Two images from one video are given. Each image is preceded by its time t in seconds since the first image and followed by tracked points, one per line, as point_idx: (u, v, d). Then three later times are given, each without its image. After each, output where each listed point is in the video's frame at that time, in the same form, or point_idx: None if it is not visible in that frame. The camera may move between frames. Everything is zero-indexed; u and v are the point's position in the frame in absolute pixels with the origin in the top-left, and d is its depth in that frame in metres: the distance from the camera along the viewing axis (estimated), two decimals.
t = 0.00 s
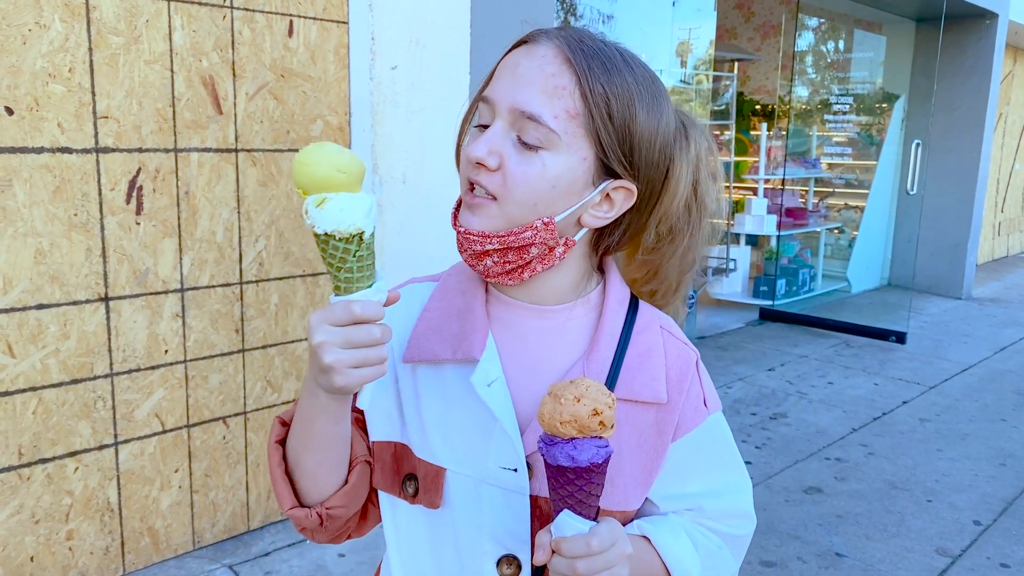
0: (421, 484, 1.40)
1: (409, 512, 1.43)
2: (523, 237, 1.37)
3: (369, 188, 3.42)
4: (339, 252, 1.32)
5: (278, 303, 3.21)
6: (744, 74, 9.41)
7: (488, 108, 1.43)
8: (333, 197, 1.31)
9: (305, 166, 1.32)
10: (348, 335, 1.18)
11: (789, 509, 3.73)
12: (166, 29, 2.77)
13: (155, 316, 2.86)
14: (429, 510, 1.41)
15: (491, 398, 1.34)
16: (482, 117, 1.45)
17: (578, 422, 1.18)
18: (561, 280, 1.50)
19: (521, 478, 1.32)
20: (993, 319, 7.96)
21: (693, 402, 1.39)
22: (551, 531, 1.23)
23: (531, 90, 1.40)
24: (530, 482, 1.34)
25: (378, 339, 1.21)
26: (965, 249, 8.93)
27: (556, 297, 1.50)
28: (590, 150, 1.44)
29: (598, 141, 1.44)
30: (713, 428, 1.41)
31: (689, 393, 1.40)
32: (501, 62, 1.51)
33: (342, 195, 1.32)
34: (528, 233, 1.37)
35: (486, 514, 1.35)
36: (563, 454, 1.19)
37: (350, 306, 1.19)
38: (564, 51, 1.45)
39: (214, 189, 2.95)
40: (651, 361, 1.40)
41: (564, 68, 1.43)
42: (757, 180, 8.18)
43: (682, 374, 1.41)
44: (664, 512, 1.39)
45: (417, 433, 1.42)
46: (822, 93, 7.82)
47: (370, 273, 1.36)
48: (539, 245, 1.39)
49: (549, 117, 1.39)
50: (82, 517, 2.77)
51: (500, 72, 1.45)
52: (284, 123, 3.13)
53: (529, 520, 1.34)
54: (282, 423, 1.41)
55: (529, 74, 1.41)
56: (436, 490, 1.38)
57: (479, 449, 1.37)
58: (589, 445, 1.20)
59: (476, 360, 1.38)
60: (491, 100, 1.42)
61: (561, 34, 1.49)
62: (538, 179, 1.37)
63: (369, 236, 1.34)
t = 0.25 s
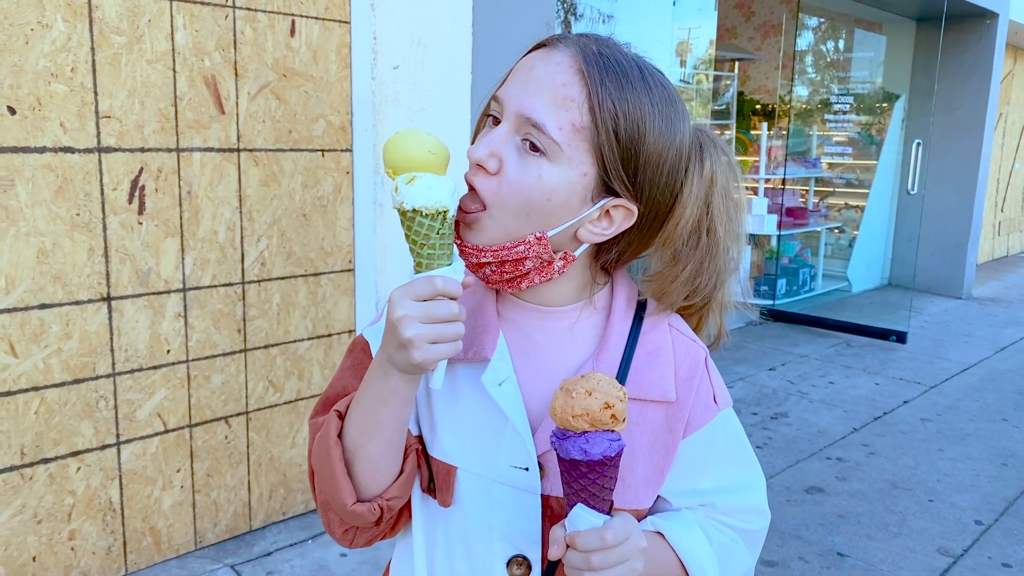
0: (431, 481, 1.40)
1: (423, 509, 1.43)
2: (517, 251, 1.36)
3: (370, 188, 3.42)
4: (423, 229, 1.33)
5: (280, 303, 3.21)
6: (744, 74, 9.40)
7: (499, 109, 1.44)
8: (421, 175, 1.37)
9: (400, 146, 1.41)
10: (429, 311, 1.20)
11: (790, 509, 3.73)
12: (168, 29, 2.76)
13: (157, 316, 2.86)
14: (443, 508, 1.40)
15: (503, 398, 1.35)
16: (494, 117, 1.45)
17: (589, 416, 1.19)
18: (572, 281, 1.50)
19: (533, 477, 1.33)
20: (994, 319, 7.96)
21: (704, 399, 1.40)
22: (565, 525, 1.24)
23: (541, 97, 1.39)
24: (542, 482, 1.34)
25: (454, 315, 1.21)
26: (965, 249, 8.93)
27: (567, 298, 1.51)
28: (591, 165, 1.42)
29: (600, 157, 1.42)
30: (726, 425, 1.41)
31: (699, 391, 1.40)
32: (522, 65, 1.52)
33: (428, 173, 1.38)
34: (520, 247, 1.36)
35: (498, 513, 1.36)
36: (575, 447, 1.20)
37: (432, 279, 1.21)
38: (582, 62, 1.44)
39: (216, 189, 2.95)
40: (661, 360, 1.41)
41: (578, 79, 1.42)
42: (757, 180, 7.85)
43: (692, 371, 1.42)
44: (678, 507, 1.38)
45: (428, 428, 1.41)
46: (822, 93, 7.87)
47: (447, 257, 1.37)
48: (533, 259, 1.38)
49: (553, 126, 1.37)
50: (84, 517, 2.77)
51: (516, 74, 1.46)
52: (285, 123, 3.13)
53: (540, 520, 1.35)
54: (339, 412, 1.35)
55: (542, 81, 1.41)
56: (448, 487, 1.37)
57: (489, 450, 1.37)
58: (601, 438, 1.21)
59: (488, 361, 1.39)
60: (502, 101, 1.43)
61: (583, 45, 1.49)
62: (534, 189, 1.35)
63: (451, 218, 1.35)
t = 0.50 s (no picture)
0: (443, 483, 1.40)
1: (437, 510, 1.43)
2: (532, 260, 1.38)
3: (372, 188, 3.42)
4: (452, 232, 1.33)
5: (282, 303, 3.21)
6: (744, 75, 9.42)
7: (517, 113, 1.42)
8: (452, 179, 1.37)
9: (435, 151, 1.41)
10: (455, 315, 1.20)
11: (792, 509, 3.73)
12: (170, 30, 2.77)
13: (159, 316, 2.86)
14: (455, 510, 1.40)
15: (518, 400, 1.34)
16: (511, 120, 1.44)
17: (599, 398, 1.21)
18: (585, 284, 1.51)
19: (548, 478, 1.33)
20: (994, 319, 7.96)
21: (716, 400, 1.40)
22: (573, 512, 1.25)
23: (559, 104, 1.38)
24: (558, 484, 1.35)
25: (480, 321, 1.21)
26: (965, 249, 8.94)
27: (579, 300, 1.51)
28: (608, 174, 1.41)
29: (617, 167, 1.41)
30: (736, 425, 1.41)
31: (711, 392, 1.41)
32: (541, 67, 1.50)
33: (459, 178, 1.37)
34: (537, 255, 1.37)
35: (512, 514, 1.36)
36: (584, 430, 1.21)
37: (459, 283, 1.22)
38: (603, 69, 1.43)
39: (218, 189, 2.95)
40: (674, 361, 1.42)
41: (598, 87, 1.41)
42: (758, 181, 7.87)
43: (705, 371, 1.42)
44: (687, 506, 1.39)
45: (441, 430, 1.42)
46: (821, 93, 7.87)
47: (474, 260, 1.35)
48: (549, 267, 1.39)
49: (571, 134, 1.36)
50: (86, 518, 2.77)
51: (534, 78, 1.44)
52: (287, 123, 3.13)
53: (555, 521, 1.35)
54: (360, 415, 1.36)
55: (562, 87, 1.39)
56: (462, 490, 1.37)
57: (503, 452, 1.37)
58: (610, 422, 1.22)
59: (502, 362, 1.39)
60: (520, 106, 1.42)
61: (604, 51, 1.47)
62: (550, 197, 1.34)
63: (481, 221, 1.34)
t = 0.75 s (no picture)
0: (445, 484, 1.40)
1: (438, 511, 1.43)
2: (537, 260, 1.37)
3: (371, 187, 3.41)
4: (457, 234, 1.33)
5: (281, 302, 3.21)
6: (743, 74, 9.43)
7: (523, 115, 1.42)
8: (457, 181, 1.36)
9: (440, 152, 1.41)
10: (458, 317, 1.20)
11: (791, 508, 3.73)
12: (170, 29, 2.76)
13: (158, 316, 2.86)
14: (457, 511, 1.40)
15: (522, 401, 1.34)
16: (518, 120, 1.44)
17: (609, 403, 1.20)
18: (588, 284, 1.51)
19: (552, 479, 1.33)
20: (994, 319, 7.96)
21: (720, 401, 1.40)
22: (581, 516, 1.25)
23: (567, 106, 1.37)
24: (561, 485, 1.34)
25: (484, 323, 1.22)
26: (964, 248, 8.93)
27: (582, 301, 1.51)
28: (614, 176, 1.41)
29: (623, 170, 1.41)
30: (739, 426, 1.42)
31: (715, 393, 1.41)
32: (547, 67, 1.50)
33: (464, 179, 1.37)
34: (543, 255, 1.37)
35: (515, 516, 1.36)
36: (595, 435, 1.21)
37: (464, 285, 1.22)
38: (611, 72, 1.43)
39: (217, 188, 2.95)
40: (678, 362, 1.42)
41: (606, 90, 1.40)
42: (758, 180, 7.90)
43: (708, 372, 1.42)
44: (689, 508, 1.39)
45: (443, 430, 1.42)
46: (821, 93, 7.87)
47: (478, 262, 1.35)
48: (554, 269, 1.39)
49: (578, 137, 1.36)
50: (86, 517, 2.77)
51: (541, 80, 1.44)
52: (287, 122, 3.13)
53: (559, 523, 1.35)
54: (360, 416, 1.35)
55: (569, 89, 1.39)
56: (465, 491, 1.37)
57: (506, 453, 1.36)
58: (621, 427, 1.22)
59: (506, 362, 1.38)
60: (526, 108, 1.41)
61: (612, 53, 1.47)
62: (556, 199, 1.34)
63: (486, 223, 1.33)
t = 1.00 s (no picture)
0: (445, 486, 1.39)
1: (438, 513, 1.42)
2: (537, 257, 1.36)
3: (369, 186, 3.41)
4: (459, 237, 1.30)
5: (279, 302, 3.21)
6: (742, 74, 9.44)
7: (523, 115, 1.41)
8: (459, 183, 1.33)
9: (440, 153, 1.37)
10: (460, 322, 1.20)
11: (790, 508, 3.73)
12: (167, 28, 2.76)
13: (155, 315, 2.86)
14: (456, 513, 1.40)
15: (523, 402, 1.33)
16: (518, 118, 1.44)
17: (610, 406, 1.20)
18: (588, 284, 1.50)
19: (553, 481, 1.32)
20: (993, 319, 7.95)
21: (720, 401, 1.40)
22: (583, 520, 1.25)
23: (567, 105, 1.37)
24: (562, 486, 1.33)
25: (486, 328, 1.21)
26: (964, 248, 8.93)
27: (582, 301, 1.51)
28: (616, 175, 1.40)
29: (626, 168, 1.41)
30: (739, 426, 1.41)
31: (716, 393, 1.40)
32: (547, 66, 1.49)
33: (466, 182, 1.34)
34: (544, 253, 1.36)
35: (516, 518, 1.35)
36: (596, 439, 1.20)
37: (465, 289, 1.21)
38: (611, 69, 1.42)
39: (214, 187, 2.95)
40: (678, 362, 1.41)
41: (607, 88, 1.40)
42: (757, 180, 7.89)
43: (708, 372, 1.42)
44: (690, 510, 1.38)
45: (443, 432, 1.41)
46: (820, 92, 7.90)
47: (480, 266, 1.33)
48: (554, 267, 1.38)
49: (580, 136, 1.35)
50: (83, 517, 2.77)
51: (541, 79, 1.43)
52: (284, 122, 3.12)
53: (561, 525, 1.34)
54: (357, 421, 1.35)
55: (570, 88, 1.39)
56: (464, 493, 1.36)
57: (507, 454, 1.36)
58: (622, 430, 1.21)
59: (506, 363, 1.38)
60: (526, 107, 1.41)
61: (613, 51, 1.46)
62: (557, 199, 1.34)
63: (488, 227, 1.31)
